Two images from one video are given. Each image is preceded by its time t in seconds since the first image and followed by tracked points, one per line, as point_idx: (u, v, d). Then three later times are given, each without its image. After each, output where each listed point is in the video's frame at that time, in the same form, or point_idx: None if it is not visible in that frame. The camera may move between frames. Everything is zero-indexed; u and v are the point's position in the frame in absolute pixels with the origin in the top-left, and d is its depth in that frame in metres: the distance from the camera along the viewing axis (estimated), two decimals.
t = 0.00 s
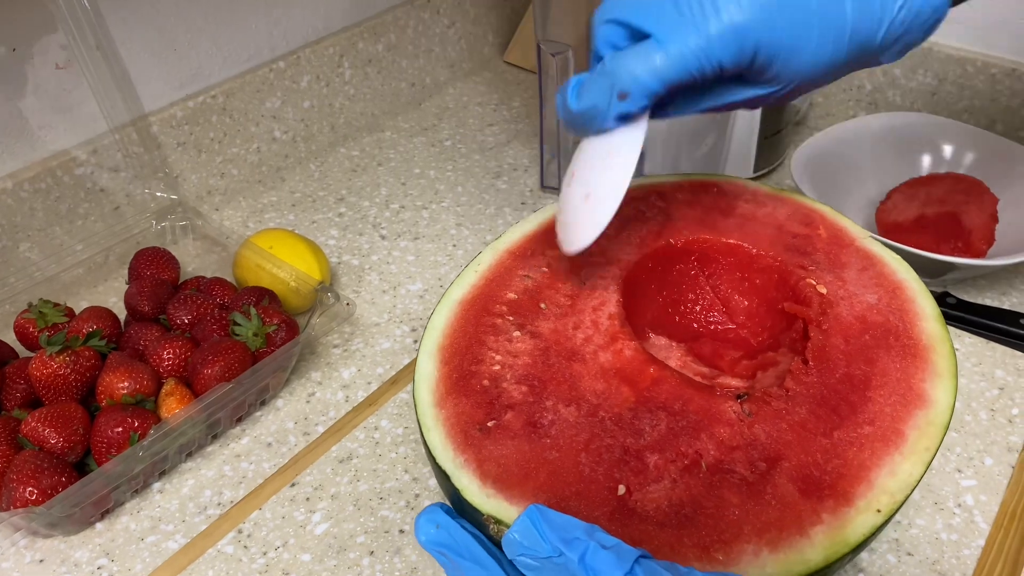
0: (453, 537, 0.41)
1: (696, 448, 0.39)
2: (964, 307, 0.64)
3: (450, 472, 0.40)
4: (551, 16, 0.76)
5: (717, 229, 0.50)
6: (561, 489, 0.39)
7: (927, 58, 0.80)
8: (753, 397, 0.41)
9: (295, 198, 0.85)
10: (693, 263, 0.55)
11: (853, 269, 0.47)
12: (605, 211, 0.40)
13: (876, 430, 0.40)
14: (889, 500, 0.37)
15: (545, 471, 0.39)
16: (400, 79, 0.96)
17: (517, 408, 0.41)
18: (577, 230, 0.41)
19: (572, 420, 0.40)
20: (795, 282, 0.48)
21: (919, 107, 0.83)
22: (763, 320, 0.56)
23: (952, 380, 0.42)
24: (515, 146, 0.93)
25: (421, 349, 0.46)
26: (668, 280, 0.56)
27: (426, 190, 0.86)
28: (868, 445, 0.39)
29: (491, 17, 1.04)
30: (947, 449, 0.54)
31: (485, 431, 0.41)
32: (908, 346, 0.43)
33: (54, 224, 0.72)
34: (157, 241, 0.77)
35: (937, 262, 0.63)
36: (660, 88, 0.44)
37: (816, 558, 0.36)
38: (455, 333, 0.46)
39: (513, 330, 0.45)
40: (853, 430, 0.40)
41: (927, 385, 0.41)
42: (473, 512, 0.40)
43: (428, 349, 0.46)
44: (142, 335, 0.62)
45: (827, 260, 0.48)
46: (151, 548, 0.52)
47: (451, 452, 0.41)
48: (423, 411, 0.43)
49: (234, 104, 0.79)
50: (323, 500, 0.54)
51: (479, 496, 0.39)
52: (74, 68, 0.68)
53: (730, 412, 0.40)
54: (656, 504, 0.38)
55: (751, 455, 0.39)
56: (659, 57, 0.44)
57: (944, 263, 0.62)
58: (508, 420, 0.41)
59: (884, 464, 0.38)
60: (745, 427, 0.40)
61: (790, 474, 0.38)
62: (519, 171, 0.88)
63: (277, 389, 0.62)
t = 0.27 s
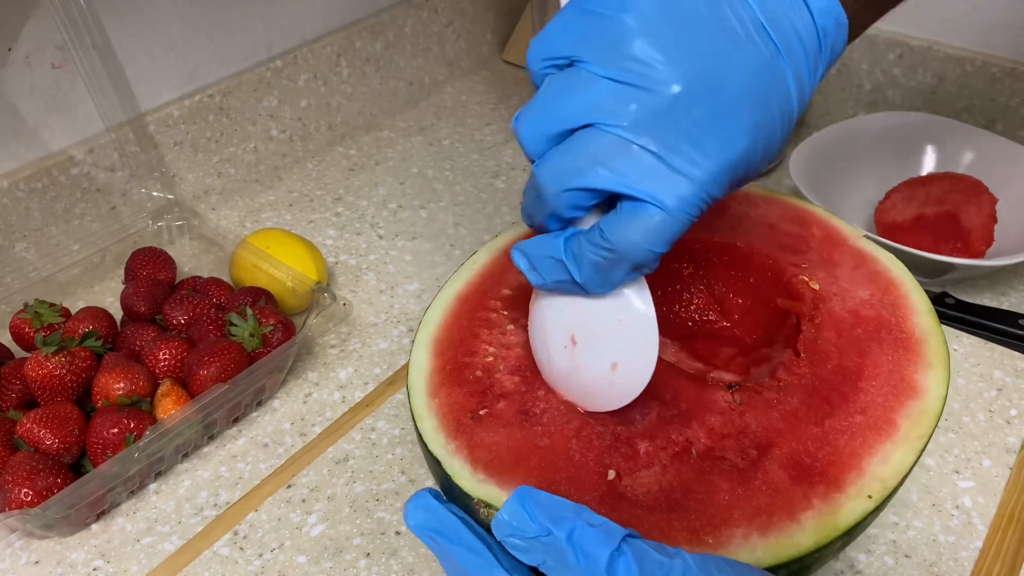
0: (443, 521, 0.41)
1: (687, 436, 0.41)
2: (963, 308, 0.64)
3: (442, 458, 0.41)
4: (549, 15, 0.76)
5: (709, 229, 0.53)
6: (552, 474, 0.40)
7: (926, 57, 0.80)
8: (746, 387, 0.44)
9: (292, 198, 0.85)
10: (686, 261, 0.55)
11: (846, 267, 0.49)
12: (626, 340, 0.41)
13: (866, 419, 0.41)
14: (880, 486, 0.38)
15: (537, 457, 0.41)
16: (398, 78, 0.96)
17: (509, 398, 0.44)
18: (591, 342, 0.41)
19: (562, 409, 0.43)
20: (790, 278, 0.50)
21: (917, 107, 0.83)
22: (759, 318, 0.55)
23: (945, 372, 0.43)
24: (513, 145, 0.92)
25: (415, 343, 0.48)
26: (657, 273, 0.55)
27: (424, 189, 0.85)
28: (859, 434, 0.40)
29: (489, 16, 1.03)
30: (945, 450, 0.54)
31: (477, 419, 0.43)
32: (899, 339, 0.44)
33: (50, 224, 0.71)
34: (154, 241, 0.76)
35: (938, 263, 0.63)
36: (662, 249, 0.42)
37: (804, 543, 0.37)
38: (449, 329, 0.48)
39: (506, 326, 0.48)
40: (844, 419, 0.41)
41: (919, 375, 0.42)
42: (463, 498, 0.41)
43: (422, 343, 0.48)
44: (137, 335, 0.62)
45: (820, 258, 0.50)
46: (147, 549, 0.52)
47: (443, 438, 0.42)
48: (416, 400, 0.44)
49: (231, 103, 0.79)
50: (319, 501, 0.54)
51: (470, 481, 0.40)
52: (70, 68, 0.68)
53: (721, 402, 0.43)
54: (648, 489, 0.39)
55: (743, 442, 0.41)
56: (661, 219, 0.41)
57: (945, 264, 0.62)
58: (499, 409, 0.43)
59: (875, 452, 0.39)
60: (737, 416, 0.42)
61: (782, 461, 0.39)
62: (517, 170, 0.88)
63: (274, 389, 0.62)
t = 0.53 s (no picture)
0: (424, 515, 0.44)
1: (675, 427, 0.41)
2: (965, 308, 0.64)
3: (431, 461, 0.41)
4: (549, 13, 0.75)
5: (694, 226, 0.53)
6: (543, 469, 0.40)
7: (928, 55, 0.80)
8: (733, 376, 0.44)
9: (291, 196, 0.84)
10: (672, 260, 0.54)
11: (831, 255, 0.49)
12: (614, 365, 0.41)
13: (855, 402, 0.41)
14: (872, 466, 0.38)
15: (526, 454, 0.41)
16: (397, 76, 0.95)
17: (496, 398, 0.43)
18: (579, 366, 0.41)
19: (550, 407, 0.43)
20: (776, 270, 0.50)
21: (918, 105, 0.83)
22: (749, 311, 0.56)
23: (934, 353, 0.43)
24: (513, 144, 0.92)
25: (402, 351, 0.48)
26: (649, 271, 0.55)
27: (423, 188, 0.85)
28: (848, 416, 0.40)
29: (489, 14, 1.03)
30: (946, 452, 0.54)
31: (465, 421, 0.42)
32: (886, 321, 0.45)
33: (48, 222, 0.71)
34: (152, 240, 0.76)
35: (941, 263, 0.62)
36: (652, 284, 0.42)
37: (797, 525, 0.36)
38: (436, 334, 0.48)
39: (493, 328, 0.48)
40: (832, 402, 0.41)
41: (908, 357, 0.43)
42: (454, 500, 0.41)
43: (409, 350, 0.47)
44: (135, 335, 0.61)
45: (805, 248, 0.50)
46: (144, 550, 0.52)
47: (432, 442, 0.42)
48: (404, 405, 0.44)
49: (230, 101, 0.79)
50: (317, 503, 0.53)
51: (459, 481, 0.40)
52: (67, 65, 0.68)
53: (707, 391, 0.43)
54: (637, 477, 0.39)
55: (730, 429, 0.41)
56: (646, 259, 0.41)
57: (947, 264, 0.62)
58: (487, 409, 0.43)
59: (865, 433, 0.40)
60: (724, 404, 0.42)
61: (770, 445, 0.40)
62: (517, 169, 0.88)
63: (272, 389, 0.62)
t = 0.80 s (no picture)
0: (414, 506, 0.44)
1: (666, 409, 0.41)
2: (969, 309, 0.63)
3: (423, 444, 0.41)
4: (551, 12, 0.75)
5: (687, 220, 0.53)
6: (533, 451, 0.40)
7: (932, 54, 0.79)
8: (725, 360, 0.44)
9: (292, 195, 0.84)
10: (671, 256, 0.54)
11: (826, 245, 0.49)
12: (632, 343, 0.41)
13: (848, 382, 0.41)
14: (864, 443, 0.38)
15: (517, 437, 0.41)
16: (398, 75, 0.95)
17: (489, 385, 0.43)
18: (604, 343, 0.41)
19: (542, 392, 0.43)
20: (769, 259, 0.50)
21: (921, 104, 0.82)
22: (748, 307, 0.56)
23: (929, 335, 0.43)
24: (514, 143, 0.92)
25: (398, 344, 0.48)
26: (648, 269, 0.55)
27: (424, 187, 0.85)
28: (841, 396, 0.40)
29: (491, 12, 1.02)
30: (951, 453, 0.53)
31: (458, 406, 0.43)
32: (880, 304, 0.45)
33: (47, 221, 0.71)
34: (152, 239, 0.76)
35: (946, 263, 0.62)
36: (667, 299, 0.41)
37: (789, 500, 0.36)
38: (432, 326, 0.48)
39: (489, 320, 0.47)
40: (825, 383, 0.41)
41: (903, 339, 0.43)
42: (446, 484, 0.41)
43: (405, 342, 0.47)
44: (135, 334, 0.61)
45: (799, 240, 0.50)
46: (144, 551, 0.51)
47: (424, 427, 0.42)
48: (399, 394, 0.44)
49: (231, 100, 0.78)
50: (317, 504, 0.53)
51: (451, 464, 0.40)
52: (67, 63, 0.67)
53: (698, 376, 0.43)
54: (626, 457, 0.39)
55: (721, 411, 0.41)
56: (662, 272, 0.40)
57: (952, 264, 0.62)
58: (480, 395, 0.43)
59: (858, 412, 0.39)
60: (715, 387, 0.42)
61: (761, 425, 0.39)
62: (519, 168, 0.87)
63: (272, 389, 0.62)
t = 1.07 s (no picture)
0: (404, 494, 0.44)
1: (662, 403, 0.41)
2: (972, 309, 0.63)
3: (420, 426, 0.41)
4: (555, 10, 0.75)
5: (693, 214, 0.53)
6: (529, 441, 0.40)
7: (936, 53, 0.79)
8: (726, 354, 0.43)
9: (294, 193, 0.84)
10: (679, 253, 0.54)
11: (836, 249, 0.49)
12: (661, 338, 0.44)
13: (847, 382, 0.41)
14: (860, 443, 0.38)
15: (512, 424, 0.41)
16: (401, 73, 0.95)
17: (488, 372, 0.43)
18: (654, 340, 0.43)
19: (541, 381, 0.43)
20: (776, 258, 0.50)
21: (926, 103, 0.82)
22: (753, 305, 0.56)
23: (935, 341, 0.42)
24: (517, 141, 0.92)
25: (403, 329, 0.48)
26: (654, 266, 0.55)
27: (427, 186, 0.85)
28: (841, 396, 0.40)
29: (493, 10, 1.02)
30: (955, 453, 0.53)
31: (456, 392, 0.43)
32: (886, 310, 0.44)
33: (49, 219, 0.71)
34: (154, 236, 0.76)
35: (951, 263, 0.62)
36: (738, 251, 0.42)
37: (779, 496, 0.36)
38: (438, 315, 0.47)
39: (493, 311, 0.47)
40: (825, 382, 0.41)
41: (907, 343, 0.42)
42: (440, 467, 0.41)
43: (409, 328, 0.47)
44: (137, 333, 0.61)
45: (809, 244, 0.50)
46: (147, 549, 0.51)
47: (421, 410, 0.42)
48: (399, 377, 0.44)
49: (233, 97, 0.78)
50: (320, 502, 0.53)
51: (445, 446, 0.40)
52: (69, 61, 0.67)
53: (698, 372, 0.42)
54: (619, 448, 0.39)
55: (719, 406, 0.40)
56: (735, 225, 0.41)
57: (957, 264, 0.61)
58: (478, 382, 0.43)
59: (856, 413, 0.39)
60: (713, 383, 0.42)
61: (756, 421, 0.39)
62: (522, 167, 0.87)
63: (275, 387, 0.61)
